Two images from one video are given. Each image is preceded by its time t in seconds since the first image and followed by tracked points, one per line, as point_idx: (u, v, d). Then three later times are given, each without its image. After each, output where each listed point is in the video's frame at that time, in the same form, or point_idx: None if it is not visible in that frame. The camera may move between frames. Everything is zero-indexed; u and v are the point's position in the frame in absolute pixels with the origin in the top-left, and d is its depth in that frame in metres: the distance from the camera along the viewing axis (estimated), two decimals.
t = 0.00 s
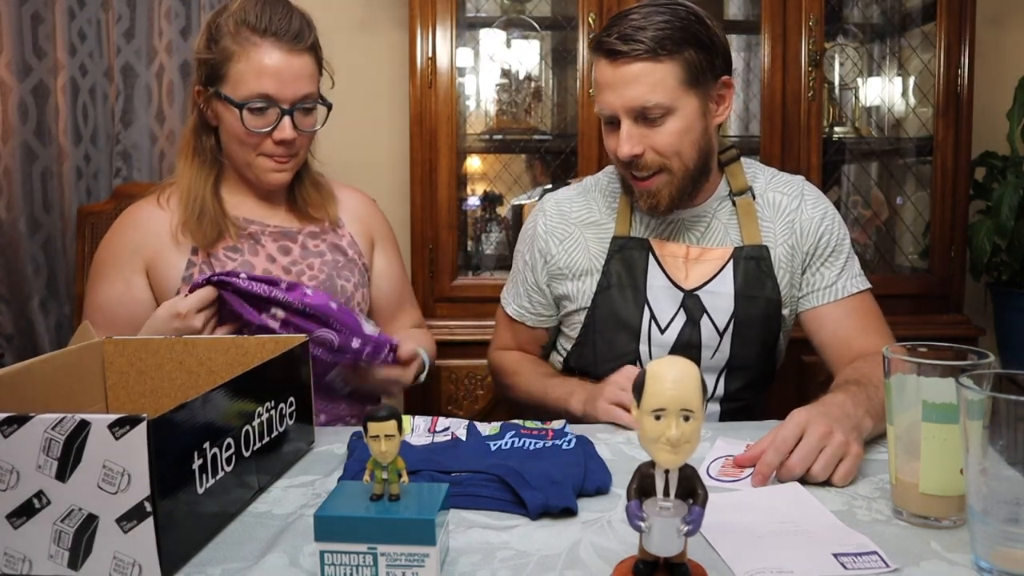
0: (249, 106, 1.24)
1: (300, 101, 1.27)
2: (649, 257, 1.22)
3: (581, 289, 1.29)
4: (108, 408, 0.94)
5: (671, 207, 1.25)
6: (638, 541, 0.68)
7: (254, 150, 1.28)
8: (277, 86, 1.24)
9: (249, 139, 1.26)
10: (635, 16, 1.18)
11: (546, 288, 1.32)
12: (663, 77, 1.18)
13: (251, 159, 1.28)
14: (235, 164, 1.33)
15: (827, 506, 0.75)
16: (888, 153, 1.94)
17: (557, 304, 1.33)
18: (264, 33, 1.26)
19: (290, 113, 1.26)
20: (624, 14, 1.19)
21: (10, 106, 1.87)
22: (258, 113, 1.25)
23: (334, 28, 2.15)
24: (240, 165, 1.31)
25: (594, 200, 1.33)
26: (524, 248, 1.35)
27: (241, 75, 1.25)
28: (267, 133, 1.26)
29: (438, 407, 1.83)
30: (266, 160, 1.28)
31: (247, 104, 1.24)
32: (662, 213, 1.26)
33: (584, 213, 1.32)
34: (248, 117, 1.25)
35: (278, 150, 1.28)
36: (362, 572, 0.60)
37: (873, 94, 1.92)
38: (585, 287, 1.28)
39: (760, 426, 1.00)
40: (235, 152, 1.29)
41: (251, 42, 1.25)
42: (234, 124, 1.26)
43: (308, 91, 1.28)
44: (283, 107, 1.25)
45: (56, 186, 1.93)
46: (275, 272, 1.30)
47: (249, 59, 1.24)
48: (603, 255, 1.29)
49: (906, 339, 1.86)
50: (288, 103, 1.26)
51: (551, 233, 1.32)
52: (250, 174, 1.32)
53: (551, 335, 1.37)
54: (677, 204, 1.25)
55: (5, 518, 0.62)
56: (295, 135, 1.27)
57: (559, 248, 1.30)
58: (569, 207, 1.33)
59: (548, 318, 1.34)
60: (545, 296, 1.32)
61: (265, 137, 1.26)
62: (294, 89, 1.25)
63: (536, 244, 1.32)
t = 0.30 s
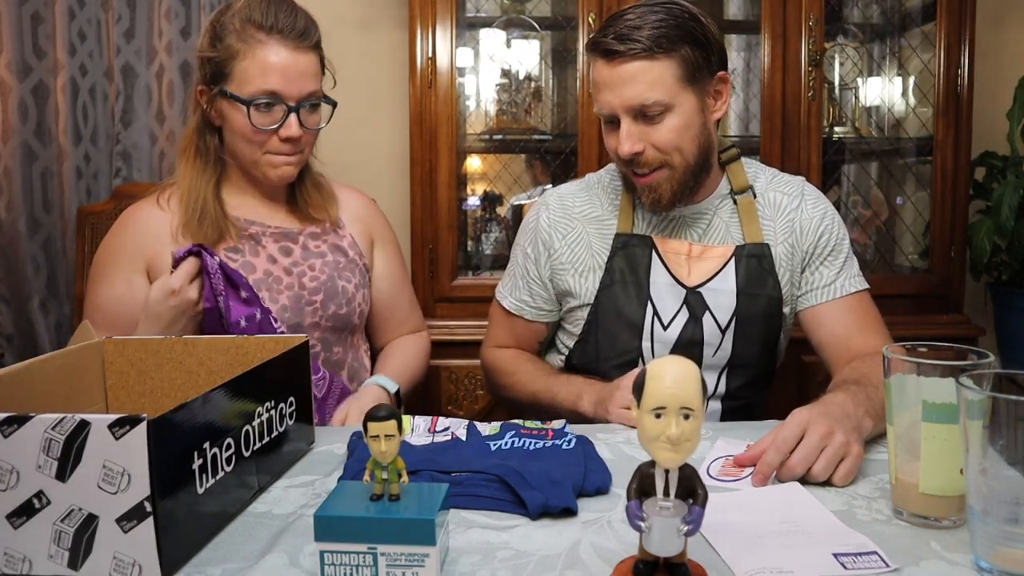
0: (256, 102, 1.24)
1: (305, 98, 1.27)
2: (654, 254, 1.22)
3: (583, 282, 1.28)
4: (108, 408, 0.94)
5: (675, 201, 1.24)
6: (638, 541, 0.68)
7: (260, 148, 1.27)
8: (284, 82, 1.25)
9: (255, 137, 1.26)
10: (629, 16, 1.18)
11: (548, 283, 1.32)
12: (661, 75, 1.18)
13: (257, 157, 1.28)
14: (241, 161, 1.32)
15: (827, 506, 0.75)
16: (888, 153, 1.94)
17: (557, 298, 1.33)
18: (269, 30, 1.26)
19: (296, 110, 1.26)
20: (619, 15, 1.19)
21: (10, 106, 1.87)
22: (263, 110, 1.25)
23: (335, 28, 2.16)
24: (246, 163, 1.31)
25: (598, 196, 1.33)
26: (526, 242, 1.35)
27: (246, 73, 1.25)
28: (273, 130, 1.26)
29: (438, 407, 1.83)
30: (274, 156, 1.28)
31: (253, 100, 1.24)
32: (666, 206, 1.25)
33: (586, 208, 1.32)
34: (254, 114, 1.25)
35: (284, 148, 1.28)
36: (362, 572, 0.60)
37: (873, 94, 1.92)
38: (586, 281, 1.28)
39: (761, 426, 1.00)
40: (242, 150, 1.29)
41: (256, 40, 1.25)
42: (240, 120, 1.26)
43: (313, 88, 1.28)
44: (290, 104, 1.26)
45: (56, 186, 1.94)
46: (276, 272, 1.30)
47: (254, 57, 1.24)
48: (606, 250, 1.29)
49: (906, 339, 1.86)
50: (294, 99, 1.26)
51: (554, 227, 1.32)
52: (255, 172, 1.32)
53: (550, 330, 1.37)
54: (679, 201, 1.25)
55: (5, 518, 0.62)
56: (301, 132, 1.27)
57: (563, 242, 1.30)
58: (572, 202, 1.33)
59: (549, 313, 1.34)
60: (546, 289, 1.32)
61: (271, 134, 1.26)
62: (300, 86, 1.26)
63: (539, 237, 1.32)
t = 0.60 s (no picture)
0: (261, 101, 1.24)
1: (309, 95, 1.28)
2: (654, 252, 1.21)
3: (583, 281, 1.28)
4: (108, 408, 0.94)
5: (678, 199, 1.25)
6: (638, 541, 0.68)
7: (265, 147, 1.27)
8: (288, 80, 1.25)
9: (262, 136, 1.26)
10: (634, 15, 1.18)
11: (548, 281, 1.32)
12: (665, 74, 1.18)
13: (263, 157, 1.28)
14: (244, 160, 1.31)
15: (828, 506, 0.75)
16: (888, 153, 1.94)
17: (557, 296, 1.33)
18: (271, 29, 1.27)
19: (300, 108, 1.26)
20: (623, 14, 1.19)
21: (10, 106, 1.87)
22: (269, 109, 1.25)
23: (335, 28, 2.15)
24: (252, 163, 1.30)
25: (598, 194, 1.33)
26: (526, 240, 1.35)
27: (247, 73, 1.25)
28: (279, 128, 1.26)
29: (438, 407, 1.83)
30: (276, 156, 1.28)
31: (259, 99, 1.24)
32: (668, 206, 1.25)
33: (588, 207, 1.32)
34: (258, 112, 1.25)
35: (288, 146, 1.28)
36: (361, 572, 0.60)
37: (873, 94, 1.92)
38: (587, 279, 1.28)
39: (761, 425, 1.00)
40: (246, 149, 1.28)
41: (258, 39, 1.26)
42: (246, 120, 1.26)
43: (315, 85, 1.28)
44: (294, 102, 1.26)
45: (56, 186, 1.94)
46: (276, 272, 1.30)
47: (256, 56, 1.25)
48: (607, 248, 1.29)
49: (905, 339, 1.86)
50: (298, 97, 1.27)
51: (555, 225, 1.32)
52: (257, 171, 1.32)
53: (551, 327, 1.36)
54: (683, 199, 1.25)
55: (4, 518, 0.62)
56: (307, 129, 1.27)
57: (563, 241, 1.30)
58: (573, 200, 1.33)
59: (549, 311, 1.34)
60: (545, 286, 1.32)
61: (275, 132, 1.26)
62: (304, 83, 1.26)
63: (538, 234, 1.33)
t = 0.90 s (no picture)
0: (260, 102, 1.25)
1: (308, 95, 1.28)
2: (655, 252, 1.21)
3: (585, 280, 1.28)
4: (108, 408, 0.93)
5: (682, 199, 1.25)
6: (638, 541, 0.68)
7: (265, 147, 1.27)
8: (287, 81, 1.25)
9: (261, 136, 1.26)
10: (633, 21, 1.18)
11: (550, 282, 1.32)
12: (667, 79, 1.18)
13: (262, 156, 1.28)
14: (242, 161, 1.32)
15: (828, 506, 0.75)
16: (888, 153, 1.94)
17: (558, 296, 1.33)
18: (269, 30, 1.27)
19: (299, 108, 1.27)
20: (623, 19, 1.19)
21: (10, 106, 1.87)
22: (269, 110, 1.25)
23: (334, 29, 2.15)
24: (249, 163, 1.30)
25: (600, 193, 1.33)
26: (528, 240, 1.35)
27: (244, 74, 1.25)
28: (278, 129, 1.26)
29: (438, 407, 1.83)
30: (277, 157, 1.28)
31: (259, 100, 1.25)
32: (672, 207, 1.26)
33: (589, 207, 1.32)
34: (258, 113, 1.25)
35: (288, 147, 1.28)
36: (361, 572, 0.60)
37: (873, 94, 1.92)
38: (589, 279, 1.28)
39: (761, 425, 1.00)
40: (246, 151, 1.29)
41: (257, 40, 1.25)
42: (245, 121, 1.26)
43: (314, 85, 1.29)
44: (293, 101, 1.26)
45: (56, 186, 1.93)
46: (275, 271, 1.30)
47: (255, 56, 1.25)
48: (609, 248, 1.29)
49: (905, 339, 1.86)
50: (297, 97, 1.27)
51: (557, 225, 1.32)
52: (256, 172, 1.32)
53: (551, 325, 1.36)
54: (686, 200, 1.25)
55: (4, 518, 0.62)
56: (306, 129, 1.28)
57: (565, 241, 1.30)
58: (574, 200, 1.33)
59: (550, 311, 1.34)
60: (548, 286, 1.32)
61: (275, 133, 1.26)
62: (303, 83, 1.26)
63: (540, 235, 1.32)
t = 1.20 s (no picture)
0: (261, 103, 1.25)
1: (306, 96, 1.28)
2: (656, 253, 1.22)
3: (587, 281, 1.28)
4: (108, 408, 0.93)
5: (686, 196, 1.25)
6: (638, 541, 0.68)
7: (265, 148, 1.28)
8: (286, 81, 1.25)
9: (262, 137, 1.26)
10: (637, 18, 1.18)
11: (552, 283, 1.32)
12: (672, 76, 1.18)
13: (262, 157, 1.28)
14: (241, 162, 1.32)
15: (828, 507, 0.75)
16: (889, 153, 1.93)
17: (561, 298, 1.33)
18: (267, 30, 1.27)
19: (299, 108, 1.27)
20: (627, 16, 1.19)
21: (10, 106, 1.87)
22: (269, 111, 1.25)
23: (333, 29, 2.15)
24: (249, 164, 1.30)
25: (602, 194, 1.34)
26: (530, 242, 1.35)
27: (242, 75, 1.25)
28: (279, 129, 1.26)
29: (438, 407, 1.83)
30: (277, 157, 1.28)
31: (259, 101, 1.25)
32: (673, 206, 1.26)
33: (590, 207, 1.32)
34: (258, 114, 1.25)
35: (288, 147, 1.28)
36: (362, 572, 0.60)
37: (873, 94, 1.92)
38: (591, 280, 1.27)
39: (760, 425, 1.00)
40: (246, 152, 1.29)
41: (255, 40, 1.25)
42: (245, 121, 1.26)
43: (313, 85, 1.29)
44: (293, 102, 1.26)
45: (56, 186, 1.93)
46: (273, 272, 1.30)
47: (254, 57, 1.25)
48: (610, 248, 1.28)
49: (905, 339, 1.86)
50: (297, 97, 1.27)
51: (558, 227, 1.32)
52: (256, 172, 1.32)
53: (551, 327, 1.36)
54: (690, 197, 1.26)
55: (5, 518, 0.62)
56: (307, 129, 1.28)
57: (566, 241, 1.30)
58: (576, 201, 1.33)
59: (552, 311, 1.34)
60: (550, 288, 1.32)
61: (275, 134, 1.27)
62: (302, 83, 1.27)
63: (542, 237, 1.33)
